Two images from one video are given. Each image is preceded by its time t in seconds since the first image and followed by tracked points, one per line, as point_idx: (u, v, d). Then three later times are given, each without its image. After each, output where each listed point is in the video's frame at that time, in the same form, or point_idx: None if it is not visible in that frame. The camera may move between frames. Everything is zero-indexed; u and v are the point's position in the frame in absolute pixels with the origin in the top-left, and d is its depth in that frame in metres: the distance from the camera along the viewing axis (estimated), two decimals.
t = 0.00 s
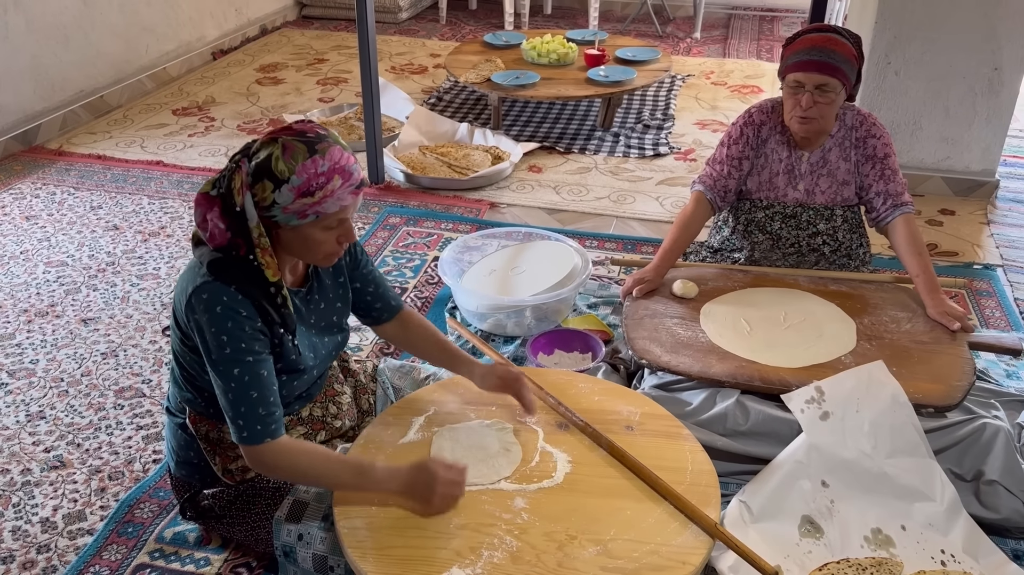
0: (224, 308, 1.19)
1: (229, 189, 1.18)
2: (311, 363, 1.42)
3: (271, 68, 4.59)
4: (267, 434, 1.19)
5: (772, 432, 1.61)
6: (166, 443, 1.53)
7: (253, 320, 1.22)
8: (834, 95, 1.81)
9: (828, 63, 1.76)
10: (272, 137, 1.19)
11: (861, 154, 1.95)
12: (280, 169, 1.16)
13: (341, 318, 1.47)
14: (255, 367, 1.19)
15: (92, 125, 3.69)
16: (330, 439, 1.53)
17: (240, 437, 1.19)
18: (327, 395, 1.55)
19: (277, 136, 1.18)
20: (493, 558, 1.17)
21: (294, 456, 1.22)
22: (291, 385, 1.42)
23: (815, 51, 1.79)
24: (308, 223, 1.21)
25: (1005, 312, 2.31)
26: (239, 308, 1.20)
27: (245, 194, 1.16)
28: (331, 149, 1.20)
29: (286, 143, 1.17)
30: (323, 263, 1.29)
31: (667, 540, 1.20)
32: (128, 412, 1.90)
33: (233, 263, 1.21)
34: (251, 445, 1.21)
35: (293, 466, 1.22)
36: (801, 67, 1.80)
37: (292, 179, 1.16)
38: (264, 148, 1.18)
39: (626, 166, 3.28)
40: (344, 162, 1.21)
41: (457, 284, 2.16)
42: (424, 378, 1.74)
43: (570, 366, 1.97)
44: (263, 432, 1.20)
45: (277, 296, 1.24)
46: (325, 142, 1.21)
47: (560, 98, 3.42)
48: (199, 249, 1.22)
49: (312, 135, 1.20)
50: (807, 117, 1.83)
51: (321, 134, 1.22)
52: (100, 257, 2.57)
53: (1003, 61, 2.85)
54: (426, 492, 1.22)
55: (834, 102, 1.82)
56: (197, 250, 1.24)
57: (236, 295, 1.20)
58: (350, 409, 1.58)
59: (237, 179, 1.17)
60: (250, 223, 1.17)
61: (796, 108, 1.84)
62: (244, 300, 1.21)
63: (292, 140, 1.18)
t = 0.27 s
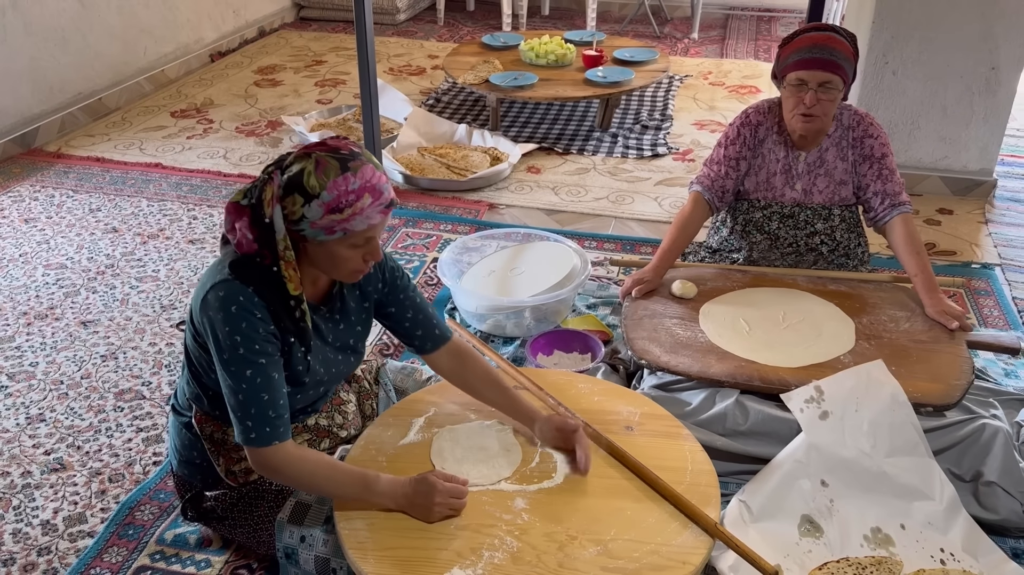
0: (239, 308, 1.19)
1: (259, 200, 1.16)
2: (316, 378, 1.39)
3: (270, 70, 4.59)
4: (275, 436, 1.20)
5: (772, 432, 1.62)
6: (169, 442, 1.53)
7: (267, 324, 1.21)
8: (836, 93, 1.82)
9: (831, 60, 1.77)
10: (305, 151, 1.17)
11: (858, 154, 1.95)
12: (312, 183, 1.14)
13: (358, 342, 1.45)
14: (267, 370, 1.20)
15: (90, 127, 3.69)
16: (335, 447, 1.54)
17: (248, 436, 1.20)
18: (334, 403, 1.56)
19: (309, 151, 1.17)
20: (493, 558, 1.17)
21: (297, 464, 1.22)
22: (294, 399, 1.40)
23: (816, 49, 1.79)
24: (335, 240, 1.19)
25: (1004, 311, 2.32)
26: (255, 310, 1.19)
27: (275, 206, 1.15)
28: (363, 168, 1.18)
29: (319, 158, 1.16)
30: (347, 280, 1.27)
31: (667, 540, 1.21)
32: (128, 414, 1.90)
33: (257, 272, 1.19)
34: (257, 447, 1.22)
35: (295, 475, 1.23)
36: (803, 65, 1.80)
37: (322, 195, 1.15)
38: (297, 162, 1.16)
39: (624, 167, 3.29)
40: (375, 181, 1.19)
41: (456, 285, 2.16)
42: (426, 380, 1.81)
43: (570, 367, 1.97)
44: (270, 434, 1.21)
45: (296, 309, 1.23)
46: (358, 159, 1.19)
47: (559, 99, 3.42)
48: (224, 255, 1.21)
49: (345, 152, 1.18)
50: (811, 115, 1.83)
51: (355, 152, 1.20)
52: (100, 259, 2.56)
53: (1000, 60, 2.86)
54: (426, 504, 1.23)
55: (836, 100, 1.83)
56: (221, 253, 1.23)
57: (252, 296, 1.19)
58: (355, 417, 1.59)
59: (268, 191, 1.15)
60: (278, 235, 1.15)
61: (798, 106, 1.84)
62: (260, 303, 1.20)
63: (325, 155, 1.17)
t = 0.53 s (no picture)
0: (242, 316, 1.19)
1: (264, 207, 1.16)
2: (321, 382, 1.40)
3: (267, 71, 4.59)
4: (276, 443, 1.21)
5: (772, 431, 1.62)
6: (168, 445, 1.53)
7: (270, 331, 1.21)
8: (839, 91, 1.83)
9: (835, 58, 1.78)
10: (312, 161, 1.17)
11: (856, 153, 1.95)
12: (319, 194, 1.15)
13: (360, 346, 1.47)
14: (269, 378, 1.20)
15: (87, 129, 3.68)
16: (335, 449, 1.53)
17: (249, 444, 1.21)
18: (333, 405, 1.56)
19: (317, 161, 1.17)
20: (493, 559, 1.17)
21: (295, 470, 1.23)
22: (298, 402, 1.41)
23: (820, 47, 1.80)
24: (339, 250, 1.20)
25: (1001, 310, 2.32)
26: (258, 318, 1.19)
27: (281, 215, 1.15)
28: (369, 180, 1.19)
29: (326, 169, 1.16)
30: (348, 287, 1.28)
31: (666, 539, 1.21)
32: (127, 416, 1.90)
33: (260, 279, 1.19)
34: (256, 454, 1.22)
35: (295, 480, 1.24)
36: (807, 62, 1.80)
37: (328, 206, 1.15)
38: (304, 171, 1.16)
39: (622, 167, 3.29)
40: (381, 194, 1.20)
41: (455, 286, 2.16)
42: (425, 381, 1.79)
43: (569, 367, 1.97)
44: (270, 441, 1.21)
45: (301, 315, 1.24)
46: (365, 171, 1.20)
47: (556, 99, 3.42)
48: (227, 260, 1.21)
49: (353, 164, 1.19)
50: (815, 113, 1.83)
51: (361, 163, 1.21)
52: (97, 261, 2.56)
53: (997, 59, 2.86)
54: (425, 505, 1.23)
55: (838, 98, 1.83)
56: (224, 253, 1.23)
57: (256, 303, 1.19)
58: (354, 419, 1.60)
59: (274, 199, 1.15)
60: (283, 243, 1.16)
61: (802, 104, 1.84)
62: (264, 310, 1.20)
63: (333, 167, 1.17)
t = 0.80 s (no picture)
0: (229, 309, 1.19)
1: (239, 194, 1.17)
2: (313, 371, 1.40)
3: (264, 71, 4.58)
4: (272, 434, 1.21)
5: (770, 428, 1.62)
6: (165, 445, 1.52)
7: (258, 322, 1.21)
8: (838, 90, 1.83)
9: (834, 57, 1.78)
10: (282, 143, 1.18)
11: (854, 150, 1.95)
12: (286, 172, 1.14)
13: (350, 333, 1.46)
14: (261, 369, 1.20)
15: (84, 129, 3.67)
16: (330, 446, 1.53)
17: (246, 436, 1.21)
18: (329, 402, 1.55)
19: (285, 141, 1.17)
20: (492, 557, 1.17)
21: (295, 463, 1.23)
22: (291, 394, 1.40)
23: (819, 46, 1.79)
24: (312, 230, 1.18)
25: (999, 306, 2.32)
26: (245, 310, 1.20)
27: (253, 197, 1.15)
28: (337, 155, 1.18)
29: (292, 147, 1.16)
30: (333, 273, 1.25)
31: (666, 537, 1.20)
32: (125, 416, 1.90)
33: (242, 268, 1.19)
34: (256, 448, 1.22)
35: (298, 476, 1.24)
36: (806, 62, 1.80)
37: (295, 183, 1.14)
38: (273, 153, 1.17)
39: (620, 165, 3.29)
40: (349, 168, 1.17)
41: (452, 285, 2.16)
42: (422, 380, 1.78)
43: (567, 365, 1.97)
44: (268, 433, 1.22)
45: (285, 302, 1.24)
46: (334, 148, 1.19)
47: (553, 97, 3.42)
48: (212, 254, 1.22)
49: (320, 141, 1.18)
50: (814, 113, 1.84)
51: (331, 142, 1.20)
52: (94, 261, 2.56)
53: (994, 56, 2.87)
54: (425, 503, 1.23)
55: (837, 96, 1.83)
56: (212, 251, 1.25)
57: (242, 295, 1.20)
58: (350, 416, 1.58)
59: (246, 183, 1.16)
60: (258, 228, 1.16)
61: (801, 104, 1.84)
62: (250, 301, 1.20)
63: (300, 145, 1.17)
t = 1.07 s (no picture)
0: (210, 302, 1.20)
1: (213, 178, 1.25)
2: (302, 363, 1.40)
3: (261, 70, 4.58)
4: (270, 423, 1.22)
5: (768, 426, 1.62)
6: (161, 447, 1.53)
7: (241, 314, 1.22)
8: (834, 89, 1.83)
9: (829, 56, 1.78)
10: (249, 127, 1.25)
11: (850, 148, 1.95)
12: (230, 142, 1.20)
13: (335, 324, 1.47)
14: (248, 359, 1.21)
15: (81, 129, 3.67)
16: (326, 443, 1.51)
17: (243, 427, 1.22)
18: (322, 400, 1.54)
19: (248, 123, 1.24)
20: (490, 556, 1.17)
21: (297, 451, 1.25)
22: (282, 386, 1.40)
23: (813, 45, 1.79)
24: (251, 196, 1.18)
25: (996, 304, 2.33)
26: (226, 302, 1.20)
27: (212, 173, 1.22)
28: (276, 122, 1.20)
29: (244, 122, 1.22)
30: (288, 251, 1.21)
31: (664, 535, 1.21)
32: (122, 416, 1.89)
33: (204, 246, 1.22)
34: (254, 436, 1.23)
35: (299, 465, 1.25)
36: (800, 61, 1.81)
37: (233, 148, 1.18)
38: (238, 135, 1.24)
39: (617, 164, 3.29)
40: (283, 130, 1.18)
41: (450, 284, 2.16)
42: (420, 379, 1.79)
43: (565, 363, 1.97)
44: (265, 422, 1.23)
45: (258, 279, 1.25)
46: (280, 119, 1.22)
47: (551, 96, 3.41)
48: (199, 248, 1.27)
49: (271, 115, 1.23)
50: (809, 112, 1.84)
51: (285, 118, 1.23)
52: (92, 261, 2.55)
53: (991, 54, 2.87)
54: (423, 501, 1.23)
55: (832, 95, 1.83)
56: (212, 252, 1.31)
57: (221, 288, 1.20)
58: (345, 412, 1.58)
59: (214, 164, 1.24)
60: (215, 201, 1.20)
61: (796, 104, 1.84)
62: (229, 293, 1.21)
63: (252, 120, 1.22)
